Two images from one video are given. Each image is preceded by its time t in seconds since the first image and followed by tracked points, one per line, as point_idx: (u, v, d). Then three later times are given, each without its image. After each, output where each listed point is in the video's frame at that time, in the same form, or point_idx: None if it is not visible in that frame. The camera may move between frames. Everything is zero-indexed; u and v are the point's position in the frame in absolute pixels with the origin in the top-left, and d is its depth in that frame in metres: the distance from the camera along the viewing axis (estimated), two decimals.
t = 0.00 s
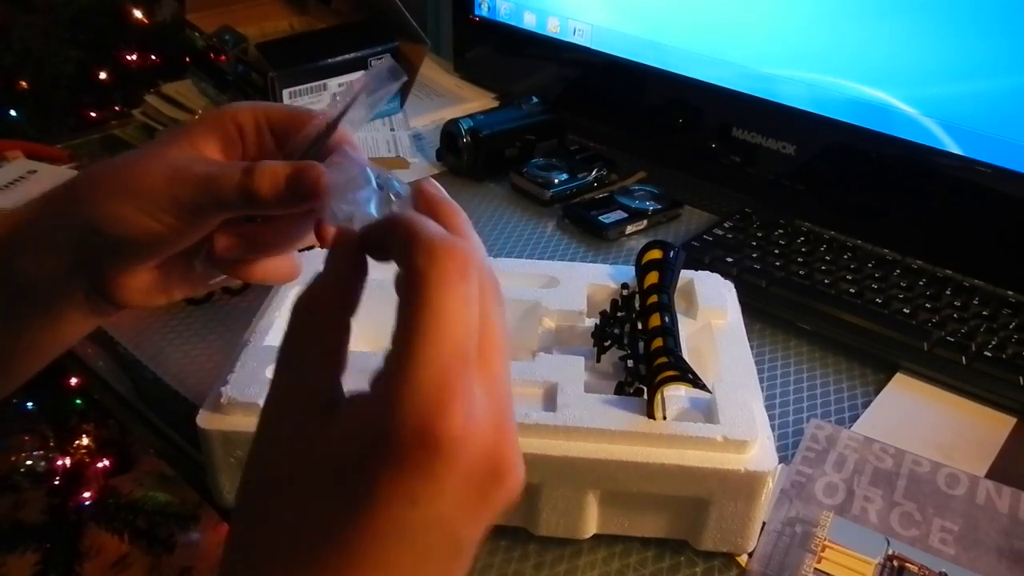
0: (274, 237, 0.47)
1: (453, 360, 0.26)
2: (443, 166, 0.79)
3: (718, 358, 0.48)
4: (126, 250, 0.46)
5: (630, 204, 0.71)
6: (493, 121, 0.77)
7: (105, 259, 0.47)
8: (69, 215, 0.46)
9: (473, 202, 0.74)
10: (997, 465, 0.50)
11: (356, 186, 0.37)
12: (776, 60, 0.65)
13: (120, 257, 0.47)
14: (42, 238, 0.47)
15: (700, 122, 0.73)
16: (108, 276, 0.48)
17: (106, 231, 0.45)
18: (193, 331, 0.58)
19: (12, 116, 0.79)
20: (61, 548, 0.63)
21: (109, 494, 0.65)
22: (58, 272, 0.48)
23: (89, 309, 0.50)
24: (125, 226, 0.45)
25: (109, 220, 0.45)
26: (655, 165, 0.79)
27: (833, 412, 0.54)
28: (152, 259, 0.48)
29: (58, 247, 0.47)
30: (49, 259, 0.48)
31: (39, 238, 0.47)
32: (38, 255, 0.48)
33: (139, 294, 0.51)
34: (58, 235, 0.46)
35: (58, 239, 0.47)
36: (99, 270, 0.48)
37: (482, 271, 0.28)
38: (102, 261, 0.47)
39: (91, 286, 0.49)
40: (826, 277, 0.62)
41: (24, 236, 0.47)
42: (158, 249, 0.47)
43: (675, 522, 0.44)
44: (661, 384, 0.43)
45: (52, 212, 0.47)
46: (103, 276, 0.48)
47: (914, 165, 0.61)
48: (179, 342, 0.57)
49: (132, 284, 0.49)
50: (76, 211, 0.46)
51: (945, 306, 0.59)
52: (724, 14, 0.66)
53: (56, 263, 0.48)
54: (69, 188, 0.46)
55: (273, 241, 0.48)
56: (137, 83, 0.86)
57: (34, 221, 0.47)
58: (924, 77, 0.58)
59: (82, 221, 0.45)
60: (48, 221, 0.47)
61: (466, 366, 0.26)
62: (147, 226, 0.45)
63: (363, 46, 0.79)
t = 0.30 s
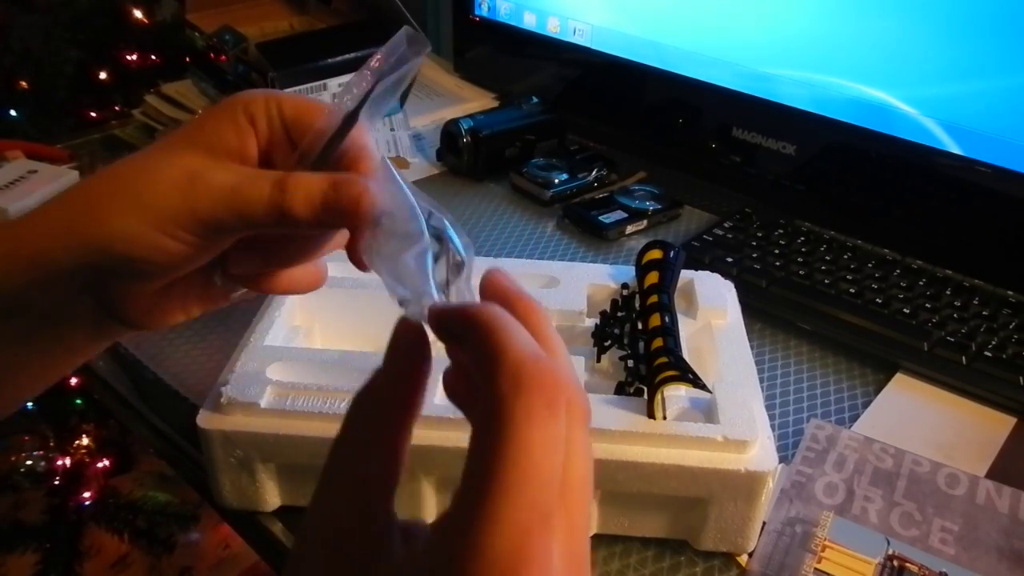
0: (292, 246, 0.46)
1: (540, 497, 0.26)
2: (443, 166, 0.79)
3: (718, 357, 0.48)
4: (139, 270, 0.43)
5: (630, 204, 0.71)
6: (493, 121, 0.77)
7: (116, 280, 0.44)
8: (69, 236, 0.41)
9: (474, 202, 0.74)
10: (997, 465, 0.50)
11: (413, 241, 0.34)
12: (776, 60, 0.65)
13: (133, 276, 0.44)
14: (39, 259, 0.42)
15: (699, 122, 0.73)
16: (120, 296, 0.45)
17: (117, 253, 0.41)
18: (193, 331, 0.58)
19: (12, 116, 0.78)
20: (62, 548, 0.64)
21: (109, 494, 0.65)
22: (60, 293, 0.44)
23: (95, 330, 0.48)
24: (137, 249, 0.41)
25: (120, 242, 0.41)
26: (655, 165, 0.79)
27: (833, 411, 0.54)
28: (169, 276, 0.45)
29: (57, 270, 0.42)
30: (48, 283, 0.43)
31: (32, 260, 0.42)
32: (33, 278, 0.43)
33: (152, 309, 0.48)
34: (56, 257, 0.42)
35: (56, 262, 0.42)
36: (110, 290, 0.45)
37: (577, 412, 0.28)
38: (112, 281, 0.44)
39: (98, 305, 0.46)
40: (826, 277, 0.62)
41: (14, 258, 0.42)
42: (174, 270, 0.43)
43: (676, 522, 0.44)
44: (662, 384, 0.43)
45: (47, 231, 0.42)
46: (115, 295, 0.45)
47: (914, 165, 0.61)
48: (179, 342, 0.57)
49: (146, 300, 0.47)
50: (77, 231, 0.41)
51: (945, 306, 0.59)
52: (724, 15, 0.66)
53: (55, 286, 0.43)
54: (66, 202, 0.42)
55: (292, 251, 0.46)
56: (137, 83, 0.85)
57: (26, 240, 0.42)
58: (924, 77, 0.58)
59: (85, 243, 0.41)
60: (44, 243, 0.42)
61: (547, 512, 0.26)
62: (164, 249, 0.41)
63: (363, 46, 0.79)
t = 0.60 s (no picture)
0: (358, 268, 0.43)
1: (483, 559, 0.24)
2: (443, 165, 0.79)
3: (718, 357, 0.48)
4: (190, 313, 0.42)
5: (630, 204, 0.71)
6: (493, 121, 0.77)
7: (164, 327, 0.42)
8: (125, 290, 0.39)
9: (473, 202, 0.74)
10: (997, 465, 0.50)
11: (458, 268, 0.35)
12: (776, 60, 0.65)
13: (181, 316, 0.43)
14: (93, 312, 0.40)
15: (699, 122, 0.73)
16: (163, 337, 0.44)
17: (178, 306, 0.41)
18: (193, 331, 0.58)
19: (12, 116, 0.78)
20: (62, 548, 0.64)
21: (109, 494, 0.65)
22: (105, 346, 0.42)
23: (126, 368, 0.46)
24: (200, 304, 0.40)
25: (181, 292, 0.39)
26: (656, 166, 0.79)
27: (833, 412, 0.54)
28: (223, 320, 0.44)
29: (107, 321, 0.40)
30: (91, 333, 0.41)
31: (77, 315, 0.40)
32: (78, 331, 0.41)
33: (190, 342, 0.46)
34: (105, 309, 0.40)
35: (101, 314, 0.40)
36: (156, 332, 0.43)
37: (567, 468, 0.27)
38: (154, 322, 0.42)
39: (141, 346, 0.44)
40: (826, 277, 0.62)
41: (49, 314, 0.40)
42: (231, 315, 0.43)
43: (676, 522, 0.44)
44: (662, 384, 0.43)
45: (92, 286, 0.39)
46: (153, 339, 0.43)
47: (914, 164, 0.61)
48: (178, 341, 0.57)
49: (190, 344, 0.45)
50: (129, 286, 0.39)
51: (945, 306, 0.59)
52: (724, 16, 0.66)
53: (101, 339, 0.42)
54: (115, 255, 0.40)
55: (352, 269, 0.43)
56: (137, 83, 0.86)
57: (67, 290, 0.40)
58: (924, 77, 0.58)
59: (142, 298, 0.39)
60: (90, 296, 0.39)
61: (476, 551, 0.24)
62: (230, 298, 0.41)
63: (363, 46, 0.79)
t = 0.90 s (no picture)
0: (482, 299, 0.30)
1: None
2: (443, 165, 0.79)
3: (718, 357, 0.48)
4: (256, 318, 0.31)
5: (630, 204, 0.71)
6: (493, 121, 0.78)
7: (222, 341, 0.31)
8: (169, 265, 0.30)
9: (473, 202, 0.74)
10: (997, 465, 0.51)
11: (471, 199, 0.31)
12: (775, 60, 0.65)
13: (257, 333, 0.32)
14: (125, 303, 0.30)
15: (700, 122, 0.73)
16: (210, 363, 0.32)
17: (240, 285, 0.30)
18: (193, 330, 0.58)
19: (12, 116, 0.79)
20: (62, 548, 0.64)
21: (110, 494, 0.65)
22: (138, 364, 0.31)
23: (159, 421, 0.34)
24: (264, 276, 0.30)
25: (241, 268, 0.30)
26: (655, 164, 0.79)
27: (833, 411, 0.54)
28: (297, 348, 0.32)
29: (144, 317, 0.30)
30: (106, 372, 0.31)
31: (106, 306, 0.30)
32: (103, 338, 0.30)
33: (230, 386, 0.34)
34: (145, 303, 0.30)
35: (136, 307, 0.30)
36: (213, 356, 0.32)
37: None
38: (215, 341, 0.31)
39: (165, 381, 0.32)
40: (826, 277, 0.62)
41: (65, 307, 0.30)
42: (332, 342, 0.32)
43: (676, 522, 0.44)
44: (663, 384, 0.43)
45: (126, 268, 0.30)
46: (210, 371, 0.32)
47: (913, 165, 0.61)
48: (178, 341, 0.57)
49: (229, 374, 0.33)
50: (178, 257, 0.30)
51: (945, 306, 0.59)
52: (722, 16, 0.66)
53: (134, 355, 0.31)
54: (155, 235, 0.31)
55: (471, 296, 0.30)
56: (137, 83, 0.86)
57: (87, 280, 0.30)
58: (923, 77, 0.58)
59: (187, 275, 0.30)
60: (124, 283, 0.30)
61: None
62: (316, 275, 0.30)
63: (363, 46, 0.78)
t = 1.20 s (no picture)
0: (632, 334, 0.27)
1: None
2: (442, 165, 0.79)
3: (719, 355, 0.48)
4: (341, 302, 0.31)
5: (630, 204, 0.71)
6: (492, 121, 0.78)
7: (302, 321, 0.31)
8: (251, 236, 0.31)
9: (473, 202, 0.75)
10: (997, 465, 0.51)
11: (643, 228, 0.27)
12: (776, 60, 0.65)
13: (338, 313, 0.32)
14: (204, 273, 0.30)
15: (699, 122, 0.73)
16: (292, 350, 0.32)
17: (324, 263, 0.31)
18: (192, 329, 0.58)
19: (12, 116, 0.79)
20: (63, 547, 0.64)
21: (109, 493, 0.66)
22: (217, 341, 0.31)
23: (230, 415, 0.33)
24: (351, 255, 0.31)
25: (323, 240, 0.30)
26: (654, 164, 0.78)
27: (832, 411, 0.54)
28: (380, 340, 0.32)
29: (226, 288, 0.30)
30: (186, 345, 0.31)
31: (193, 275, 0.30)
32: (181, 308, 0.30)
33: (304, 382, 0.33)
34: (228, 274, 0.31)
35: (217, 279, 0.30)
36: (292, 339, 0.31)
37: None
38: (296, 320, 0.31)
39: (241, 363, 0.31)
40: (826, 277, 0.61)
41: (147, 274, 0.30)
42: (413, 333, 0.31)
43: (676, 522, 0.44)
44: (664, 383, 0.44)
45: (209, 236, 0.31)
46: (288, 360, 0.32)
47: (914, 165, 0.61)
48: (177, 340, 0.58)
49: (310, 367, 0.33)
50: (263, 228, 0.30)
51: (945, 306, 0.58)
52: (724, 16, 0.66)
53: (208, 330, 0.31)
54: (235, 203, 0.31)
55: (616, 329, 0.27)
56: (137, 83, 0.86)
57: (169, 247, 0.31)
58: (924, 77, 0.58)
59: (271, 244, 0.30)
60: (206, 254, 0.31)
61: None
62: (404, 254, 0.30)
63: (363, 46, 0.78)
